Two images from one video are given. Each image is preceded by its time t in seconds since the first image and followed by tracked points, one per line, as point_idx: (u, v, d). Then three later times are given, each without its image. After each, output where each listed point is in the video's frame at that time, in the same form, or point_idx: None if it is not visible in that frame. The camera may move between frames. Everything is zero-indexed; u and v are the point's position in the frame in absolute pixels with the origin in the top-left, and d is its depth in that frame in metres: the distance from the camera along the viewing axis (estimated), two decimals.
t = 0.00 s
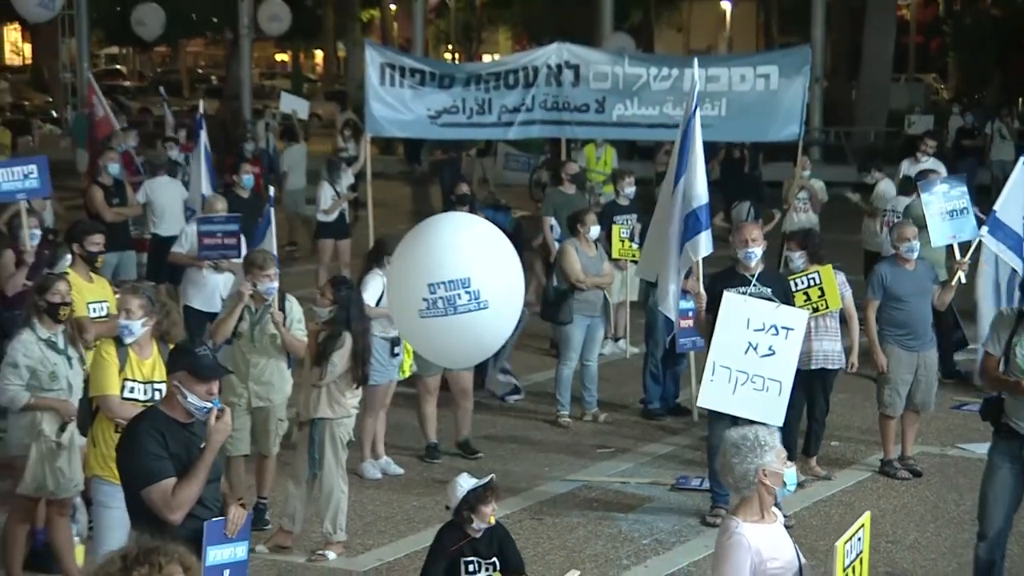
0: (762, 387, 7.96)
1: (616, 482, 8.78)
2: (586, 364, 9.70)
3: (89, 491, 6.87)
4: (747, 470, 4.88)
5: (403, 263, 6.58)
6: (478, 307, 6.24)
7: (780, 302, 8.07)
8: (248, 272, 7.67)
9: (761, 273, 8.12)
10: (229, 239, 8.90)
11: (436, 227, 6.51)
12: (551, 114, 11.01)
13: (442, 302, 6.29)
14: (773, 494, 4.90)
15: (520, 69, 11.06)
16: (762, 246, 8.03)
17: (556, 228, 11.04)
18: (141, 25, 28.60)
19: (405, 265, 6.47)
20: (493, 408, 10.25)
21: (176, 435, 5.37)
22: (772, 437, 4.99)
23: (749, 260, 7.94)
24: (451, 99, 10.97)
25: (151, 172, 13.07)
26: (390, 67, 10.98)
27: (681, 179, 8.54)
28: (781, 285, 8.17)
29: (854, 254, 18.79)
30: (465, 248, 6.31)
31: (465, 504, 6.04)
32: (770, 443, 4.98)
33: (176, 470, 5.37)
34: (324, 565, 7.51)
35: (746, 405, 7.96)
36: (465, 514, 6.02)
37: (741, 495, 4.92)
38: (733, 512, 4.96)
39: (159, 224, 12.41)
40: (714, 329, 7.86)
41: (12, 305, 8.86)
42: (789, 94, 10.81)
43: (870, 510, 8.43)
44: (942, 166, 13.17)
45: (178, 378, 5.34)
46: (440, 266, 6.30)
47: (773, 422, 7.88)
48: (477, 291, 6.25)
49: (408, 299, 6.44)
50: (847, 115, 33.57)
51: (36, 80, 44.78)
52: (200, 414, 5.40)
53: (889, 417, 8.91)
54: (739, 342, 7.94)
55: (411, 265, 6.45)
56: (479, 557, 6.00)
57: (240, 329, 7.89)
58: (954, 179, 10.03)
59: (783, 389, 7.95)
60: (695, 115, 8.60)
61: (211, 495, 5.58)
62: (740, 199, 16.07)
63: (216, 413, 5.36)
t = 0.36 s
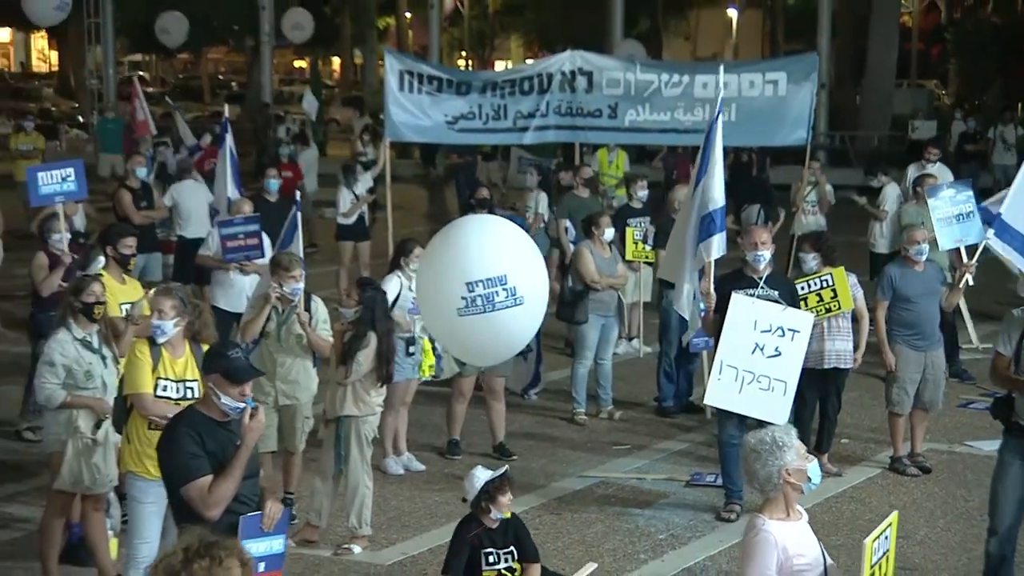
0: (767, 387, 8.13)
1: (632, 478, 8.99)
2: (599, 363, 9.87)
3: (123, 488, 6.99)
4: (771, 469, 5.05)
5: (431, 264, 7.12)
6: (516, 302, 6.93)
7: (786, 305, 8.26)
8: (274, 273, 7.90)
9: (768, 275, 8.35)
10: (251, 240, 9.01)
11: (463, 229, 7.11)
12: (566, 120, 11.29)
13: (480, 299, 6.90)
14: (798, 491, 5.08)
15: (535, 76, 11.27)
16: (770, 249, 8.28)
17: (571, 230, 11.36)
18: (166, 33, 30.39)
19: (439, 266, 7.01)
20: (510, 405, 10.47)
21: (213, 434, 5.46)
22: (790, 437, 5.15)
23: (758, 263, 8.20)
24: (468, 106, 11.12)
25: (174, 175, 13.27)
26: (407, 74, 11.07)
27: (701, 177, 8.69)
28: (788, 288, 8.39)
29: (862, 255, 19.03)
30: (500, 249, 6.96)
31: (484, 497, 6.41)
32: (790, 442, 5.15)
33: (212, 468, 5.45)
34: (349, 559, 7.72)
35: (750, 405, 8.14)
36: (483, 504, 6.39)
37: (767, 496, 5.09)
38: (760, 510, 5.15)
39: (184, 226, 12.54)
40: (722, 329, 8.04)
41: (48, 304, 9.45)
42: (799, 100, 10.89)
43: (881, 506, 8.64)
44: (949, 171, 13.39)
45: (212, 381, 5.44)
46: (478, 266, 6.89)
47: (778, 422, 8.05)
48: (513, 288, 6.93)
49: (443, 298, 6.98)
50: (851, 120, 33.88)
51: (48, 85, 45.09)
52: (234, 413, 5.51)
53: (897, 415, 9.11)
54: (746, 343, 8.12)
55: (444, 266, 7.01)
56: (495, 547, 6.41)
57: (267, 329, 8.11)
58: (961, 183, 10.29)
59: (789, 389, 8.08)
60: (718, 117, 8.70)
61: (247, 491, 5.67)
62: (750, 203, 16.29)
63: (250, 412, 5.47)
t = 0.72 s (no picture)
0: (780, 386, 8.37)
1: (648, 475, 9.19)
2: (614, 362, 10.04)
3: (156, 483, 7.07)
4: (792, 468, 5.24)
5: (456, 256, 7.37)
6: (542, 297, 7.25)
7: (798, 306, 8.51)
8: (298, 274, 8.02)
9: (781, 276, 8.55)
10: (276, 235, 9.47)
11: (488, 226, 7.42)
12: (578, 124, 11.58)
13: (508, 290, 7.18)
14: (818, 489, 5.27)
15: (548, 79, 11.52)
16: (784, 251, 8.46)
17: (583, 233, 11.46)
18: (189, 40, 30.66)
19: (468, 256, 7.25)
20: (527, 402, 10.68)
21: (264, 426, 5.73)
22: (812, 437, 5.36)
23: (772, 265, 8.38)
24: (481, 109, 11.27)
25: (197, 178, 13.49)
26: (421, 78, 11.09)
27: (722, 185, 9.05)
28: (799, 289, 8.62)
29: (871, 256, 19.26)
30: (530, 244, 7.29)
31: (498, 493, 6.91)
32: (811, 442, 5.35)
33: (264, 459, 5.72)
34: (373, 553, 7.92)
35: (765, 403, 8.36)
36: (497, 495, 6.91)
37: (789, 493, 5.27)
38: (782, 509, 5.31)
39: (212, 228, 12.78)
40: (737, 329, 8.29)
41: (72, 307, 9.53)
42: (807, 105, 11.02)
43: (890, 502, 8.85)
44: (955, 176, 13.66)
45: (263, 374, 5.71)
46: (510, 257, 7.17)
47: (789, 420, 8.30)
48: (540, 283, 7.27)
49: (470, 285, 7.20)
50: (855, 125, 34.15)
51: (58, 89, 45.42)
52: (285, 406, 5.78)
53: (906, 413, 9.34)
54: (759, 343, 8.41)
55: (472, 258, 7.25)
56: (513, 537, 6.91)
57: (293, 329, 8.33)
58: (968, 187, 10.53)
59: (801, 388, 8.37)
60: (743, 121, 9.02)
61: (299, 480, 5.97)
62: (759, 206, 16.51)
63: (300, 404, 5.74)
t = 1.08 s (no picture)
0: (799, 383, 8.62)
1: (662, 470, 9.40)
2: (627, 360, 10.26)
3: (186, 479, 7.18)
4: (811, 464, 5.41)
5: (466, 257, 7.39)
6: (557, 290, 7.37)
7: (816, 305, 8.76)
8: (322, 274, 8.25)
9: (798, 277, 8.89)
10: (303, 240, 9.56)
11: (493, 223, 7.45)
12: (589, 129, 11.73)
13: (527, 286, 7.26)
14: (836, 486, 5.43)
15: (559, 84, 11.72)
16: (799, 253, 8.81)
17: (593, 235, 11.69)
18: (211, 47, 30.92)
19: (483, 256, 7.26)
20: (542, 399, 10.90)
21: (305, 419, 5.94)
22: (831, 435, 5.53)
23: (788, 266, 8.72)
24: (494, 114, 11.53)
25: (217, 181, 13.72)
26: (434, 84, 11.38)
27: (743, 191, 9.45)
28: (816, 289, 8.92)
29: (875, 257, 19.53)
30: (541, 241, 7.34)
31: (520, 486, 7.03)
32: (830, 440, 5.52)
33: (303, 451, 5.92)
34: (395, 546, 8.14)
35: (783, 399, 8.60)
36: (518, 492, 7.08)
37: (807, 489, 5.44)
38: (800, 504, 5.48)
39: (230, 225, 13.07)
40: (756, 330, 8.54)
41: (90, 310, 9.60)
42: (812, 111, 11.18)
43: (899, 497, 9.07)
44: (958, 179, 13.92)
45: (307, 368, 5.90)
46: (523, 256, 7.24)
47: (809, 416, 8.56)
48: (552, 276, 7.38)
49: (488, 285, 7.24)
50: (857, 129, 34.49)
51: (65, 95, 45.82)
52: (325, 400, 5.98)
53: (913, 411, 9.58)
54: (778, 342, 8.61)
55: (488, 258, 7.26)
56: (534, 532, 7.06)
57: (316, 327, 8.48)
58: (974, 191, 10.74)
59: (819, 386, 8.62)
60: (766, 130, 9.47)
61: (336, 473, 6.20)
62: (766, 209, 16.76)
63: (339, 398, 5.93)
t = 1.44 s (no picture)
0: (820, 380, 8.87)
1: (675, 466, 9.62)
2: (639, 359, 10.48)
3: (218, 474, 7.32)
4: (828, 460, 5.53)
5: (473, 261, 7.72)
6: (563, 285, 7.80)
7: (834, 303, 9.02)
8: (345, 274, 8.49)
9: (818, 276, 9.13)
10: (323, 237, 9.83)
11: (494, 226, 7.84)
12: (600, 134, 11.97)
13: (536, 284, 7.65)
14: (852, 481, 5.55)
15: (571, 90, 11.91)
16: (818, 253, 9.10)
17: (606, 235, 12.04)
18: (233, 55, 31.13)
19: (493, 259, 7.61)
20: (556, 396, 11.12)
21: (327, 415, 6.20)
22: (849, 432, 5.65)
23: (806, 267, 9.05)
24: (507, 119, 11.80)
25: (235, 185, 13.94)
26: (451, 90, 11.71)
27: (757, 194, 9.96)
28: (836, 288, 9.13)
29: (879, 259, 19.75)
30: (543, 240, 7.76)
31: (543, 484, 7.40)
32: (847, 437, 5.64)
33: (326, 446, 6.17)
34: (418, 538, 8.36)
35: (804, 397, 8.88)
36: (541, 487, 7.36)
37: (823, 484, 5.56)
38: (817, 499, 5.60)
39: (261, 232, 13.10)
40: (777, 329, 8.79)
41: (122, 309, 9.94)
42: (817, 116, 11.43)
43: (907, 493, 9.29)
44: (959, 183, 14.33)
45: (331, 365, 6.12)
46: (533, 254, 7.67)
47: (834, 414, 8.83)
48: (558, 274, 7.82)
49: (499, 283, 7.60)
50: (860, 135, 34.77)
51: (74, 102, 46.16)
52: (350, 397, 6.21)
53: (919, 408, 9.80)
54: (799, 341, 8.89)
55: (497, 260, 7.62)
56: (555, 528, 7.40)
57: (341, 327, 8.78)
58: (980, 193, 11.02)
59: (841, 382, 8.86)
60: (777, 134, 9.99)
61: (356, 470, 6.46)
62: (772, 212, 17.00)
63: (363, 396, 6.18)
